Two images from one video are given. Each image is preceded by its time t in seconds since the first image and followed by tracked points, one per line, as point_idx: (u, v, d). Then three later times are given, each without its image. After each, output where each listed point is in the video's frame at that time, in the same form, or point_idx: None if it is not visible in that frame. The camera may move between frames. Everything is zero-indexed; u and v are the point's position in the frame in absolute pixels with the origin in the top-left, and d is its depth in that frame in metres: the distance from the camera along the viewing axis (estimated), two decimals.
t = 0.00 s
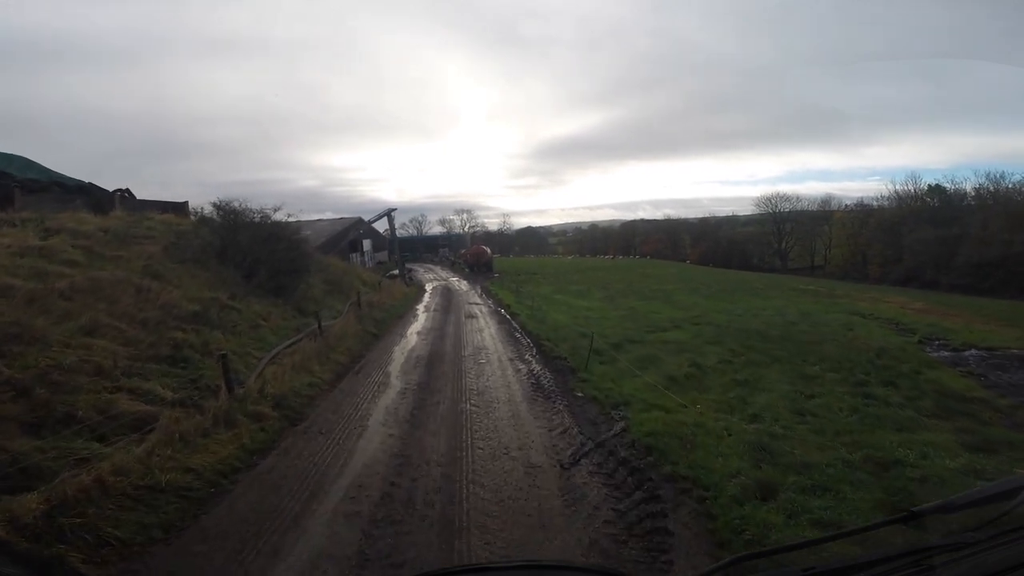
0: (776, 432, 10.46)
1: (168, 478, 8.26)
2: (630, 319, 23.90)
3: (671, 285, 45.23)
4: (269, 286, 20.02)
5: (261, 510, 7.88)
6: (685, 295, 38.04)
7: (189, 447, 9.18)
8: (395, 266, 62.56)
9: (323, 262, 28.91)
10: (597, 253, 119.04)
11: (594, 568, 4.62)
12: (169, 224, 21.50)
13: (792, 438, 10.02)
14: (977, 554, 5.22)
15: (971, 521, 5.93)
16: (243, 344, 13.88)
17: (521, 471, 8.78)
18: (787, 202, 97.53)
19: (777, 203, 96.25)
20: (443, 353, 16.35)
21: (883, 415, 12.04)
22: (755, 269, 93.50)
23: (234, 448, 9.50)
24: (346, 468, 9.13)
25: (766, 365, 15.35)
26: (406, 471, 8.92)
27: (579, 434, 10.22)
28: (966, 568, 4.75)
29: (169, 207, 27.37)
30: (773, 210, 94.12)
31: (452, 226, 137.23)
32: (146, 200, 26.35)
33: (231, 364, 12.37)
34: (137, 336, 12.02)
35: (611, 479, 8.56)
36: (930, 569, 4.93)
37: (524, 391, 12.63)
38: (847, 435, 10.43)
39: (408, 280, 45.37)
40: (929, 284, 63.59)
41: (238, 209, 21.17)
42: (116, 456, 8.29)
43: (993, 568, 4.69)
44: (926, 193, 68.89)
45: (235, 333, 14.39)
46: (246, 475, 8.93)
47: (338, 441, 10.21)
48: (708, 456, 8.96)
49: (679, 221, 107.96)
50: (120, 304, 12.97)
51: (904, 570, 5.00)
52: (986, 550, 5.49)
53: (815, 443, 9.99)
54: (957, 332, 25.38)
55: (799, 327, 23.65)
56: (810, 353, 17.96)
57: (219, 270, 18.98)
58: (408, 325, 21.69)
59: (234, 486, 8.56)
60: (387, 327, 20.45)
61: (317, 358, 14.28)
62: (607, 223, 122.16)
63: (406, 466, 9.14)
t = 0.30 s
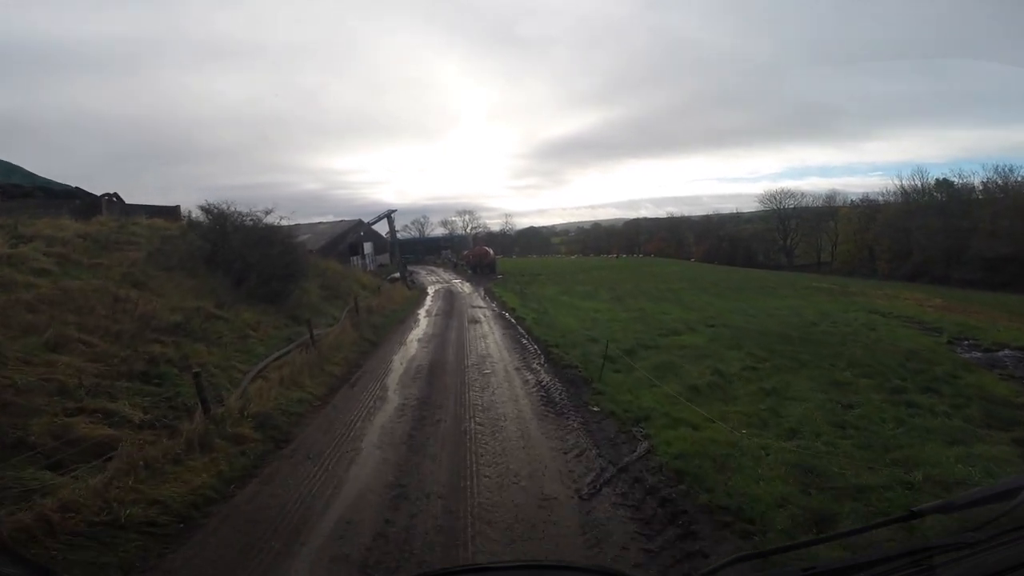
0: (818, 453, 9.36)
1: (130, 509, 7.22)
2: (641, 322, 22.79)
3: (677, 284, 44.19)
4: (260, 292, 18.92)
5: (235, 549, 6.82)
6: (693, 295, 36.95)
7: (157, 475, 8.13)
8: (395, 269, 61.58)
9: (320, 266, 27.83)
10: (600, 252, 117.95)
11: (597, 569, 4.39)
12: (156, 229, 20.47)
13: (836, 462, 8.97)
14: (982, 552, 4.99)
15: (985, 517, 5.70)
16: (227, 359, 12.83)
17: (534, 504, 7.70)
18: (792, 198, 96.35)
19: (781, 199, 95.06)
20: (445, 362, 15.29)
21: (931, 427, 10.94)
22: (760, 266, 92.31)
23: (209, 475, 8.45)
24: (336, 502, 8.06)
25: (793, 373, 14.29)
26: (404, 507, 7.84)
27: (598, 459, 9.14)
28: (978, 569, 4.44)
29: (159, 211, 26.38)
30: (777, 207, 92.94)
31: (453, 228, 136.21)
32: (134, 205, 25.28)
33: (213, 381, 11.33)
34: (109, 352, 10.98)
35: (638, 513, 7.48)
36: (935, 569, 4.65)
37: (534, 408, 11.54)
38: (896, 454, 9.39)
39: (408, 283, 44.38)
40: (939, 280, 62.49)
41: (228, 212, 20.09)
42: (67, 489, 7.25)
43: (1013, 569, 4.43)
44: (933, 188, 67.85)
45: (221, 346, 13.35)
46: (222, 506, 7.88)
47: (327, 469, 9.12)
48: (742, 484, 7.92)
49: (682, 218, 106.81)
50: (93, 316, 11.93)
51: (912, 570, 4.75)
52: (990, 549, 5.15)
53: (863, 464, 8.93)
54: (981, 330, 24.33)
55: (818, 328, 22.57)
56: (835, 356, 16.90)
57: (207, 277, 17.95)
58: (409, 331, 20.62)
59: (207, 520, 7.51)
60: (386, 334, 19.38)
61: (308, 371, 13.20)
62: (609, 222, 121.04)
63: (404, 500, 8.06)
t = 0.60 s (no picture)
0: (866, 488, 8.29)
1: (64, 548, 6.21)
2: (656, 330, 21.63)
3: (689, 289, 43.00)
4: (254, 292, 17.83)
5: None
6: (706, 301, 35.72)
7: (114, 504, 7.25)
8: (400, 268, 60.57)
9: (321, 266, 26.76)
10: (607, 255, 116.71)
11: (591, 568, 4.82)
12: (147, 224, 19.45)
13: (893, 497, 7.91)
14: (980, 552, 4.86)
15: (981, 519, 5.41)
16: (211, 366, 11.83)
17: (550, 546, 6.60)
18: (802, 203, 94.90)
19: (792, 204, 93.65)
20: (450, 372, 14.22)
21: (988, 454, 9.88)
22: (770, 272, 90.90)
23: (173, 503, 7.54)
24: (320, 538, 7.00)
25: (826, 392, 13.21)
26: (399, 547, 6.76)
27: (623, 494, 8.06)
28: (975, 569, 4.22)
29: (156, 205, 25.44)
30: (788, 212, 91.53)
31: (459, 228, 135.28)
32: (128, 198, 24.27)
33: (190, 392, 10.46)
34: (77, 359, 10.01)
35: (674, 557, 6.40)
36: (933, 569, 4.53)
37: (547, 429, 10.48)
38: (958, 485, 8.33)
39: (414, 283, 43.35)
40: (954, 288, 61.07)
41: (224, 207, 19.03)
42: (4, 520, 6.43)
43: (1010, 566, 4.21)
44: (949, 195, 66.51)
45: (205, 351, 12.33)
46: (186, 539, 6.93)
47: (314, 499, 8.09)
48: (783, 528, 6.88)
49: (691, 222, 105.44)
50: (64, 317, 10.96)
51: (909, 569, 4.67)
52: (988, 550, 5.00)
53: (923, 498, 7.90)
54: (1014, 343, 23.12)
55: (843, 341, 21.36)
56: (868, 372, 15.78)
57: (199, 275, 16.97)
58: (412, 335, 19.55)
59: (164, 556, 6.55)
60: (387, 338, 18.30)
61: (298, 380, 12.18)
62: (617, 225, 119.77)
63: (399, 538, 6.99)
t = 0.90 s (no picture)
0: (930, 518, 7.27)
1: (4, 565, 5.22)
2: (670, 333, 20.44)
3: (697, 288, 41.93)
4: (241, 299, 16.65)
5: None
6: (716, 300, 34.49)
7: (57, 546, 6.28)
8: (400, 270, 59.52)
9: (316, 268, 25.58)
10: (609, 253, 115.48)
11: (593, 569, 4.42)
12: (129, 227, 18.32)
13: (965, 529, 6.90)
14: (981, 551, 4.77)
15: (976, 518, 5.49)
16: (186, 384, 10.71)
17: None
18: (807, 199, 93.68)
19: (797, 200, 92.45)
20: (452, 383, 13.09)
21: None
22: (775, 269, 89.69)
23: (128, 546, 6.53)
24: None
25: (861, 403, 12.21)
26: None
27: (652, 530, 6.96)
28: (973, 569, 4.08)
29: (144, 207, 24.39)
30: (793, 208, 90.32)
31: (459, 228, 134.13)
32: (113, 200, 23.22)
33: (160, 412, 9.43)
34: (33, 377, 8.97)
35: None
36: (933, 569, 4.37)
37: (561, 452, 9.37)
38: None
39: (414, 285, 42.33)
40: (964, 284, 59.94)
41: (210, 208, 17.86)
42: None
43: (1009, 565, 4.11)
44: (959, 190, 65.33)
45: (180, 367, 11.19)
46: None
47: (294, 538, 6.99)
48: (847, 550, 5.81)
49: (694, 219, 104.22)
50: (20, 330, 9.86)
51: (909, 569, 4.55)
52: (994, 549, 4.74)
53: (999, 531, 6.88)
54: None
55: (866, 342, 20.33)
56: (900, 377, 14.76)
57: (182, 280, 15.89)
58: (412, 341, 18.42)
59: None
60: (384, 346, 17.15)
61: (283, 398, 11.08)
62: (620, 223, 118.57)
63: None
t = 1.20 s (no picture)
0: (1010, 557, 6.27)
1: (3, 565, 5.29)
2: (683, 337, 19.33)
3: (704, 289, 40.83)
4: (223, 303, 15.59)
5: None
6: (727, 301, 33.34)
7: None
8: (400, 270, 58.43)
9: (312, 268, 24.50)
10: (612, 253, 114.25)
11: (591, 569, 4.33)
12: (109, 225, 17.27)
13: None
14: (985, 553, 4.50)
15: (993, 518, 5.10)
16: (153, 400, 9.70)
17: None
18: (812, 199, 92.49)
19: (802, 200, 91.25)
20: (452, 396, 11.96)
21: None
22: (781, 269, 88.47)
23: None
24: None
25: (902, 417, 11.18)
26: None
27: None
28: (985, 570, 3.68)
29: (131, 205, 23.35)
30: (799, 208, 89.12)
31: (461, 228, 133.03)
32: (98, 199, 22.16)
33: (121, 431, 8.47)
34: None
35: None
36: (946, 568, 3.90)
37: (577, 481, 8.24)
38: None
39: (414, 285, 41.26)
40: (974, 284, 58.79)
41: (195, 204, 16.73)
42: None
43: None
44: (968, 188, 64.21)
45: (150, 380, 10.18)
46: None
47: None
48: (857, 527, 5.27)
49: (698, 219, 103.00)
50: None
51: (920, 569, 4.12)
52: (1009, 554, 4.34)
53: None
54: None
55: (891, 347, 19.26)
56: (937, 387, 13.73)
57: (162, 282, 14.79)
58: (410, 345, 17.33)
59: None
60: (380, 351, 16.06)
61: (262, 415, 10.08)
62: (623, 222, 117.40)
63: None
